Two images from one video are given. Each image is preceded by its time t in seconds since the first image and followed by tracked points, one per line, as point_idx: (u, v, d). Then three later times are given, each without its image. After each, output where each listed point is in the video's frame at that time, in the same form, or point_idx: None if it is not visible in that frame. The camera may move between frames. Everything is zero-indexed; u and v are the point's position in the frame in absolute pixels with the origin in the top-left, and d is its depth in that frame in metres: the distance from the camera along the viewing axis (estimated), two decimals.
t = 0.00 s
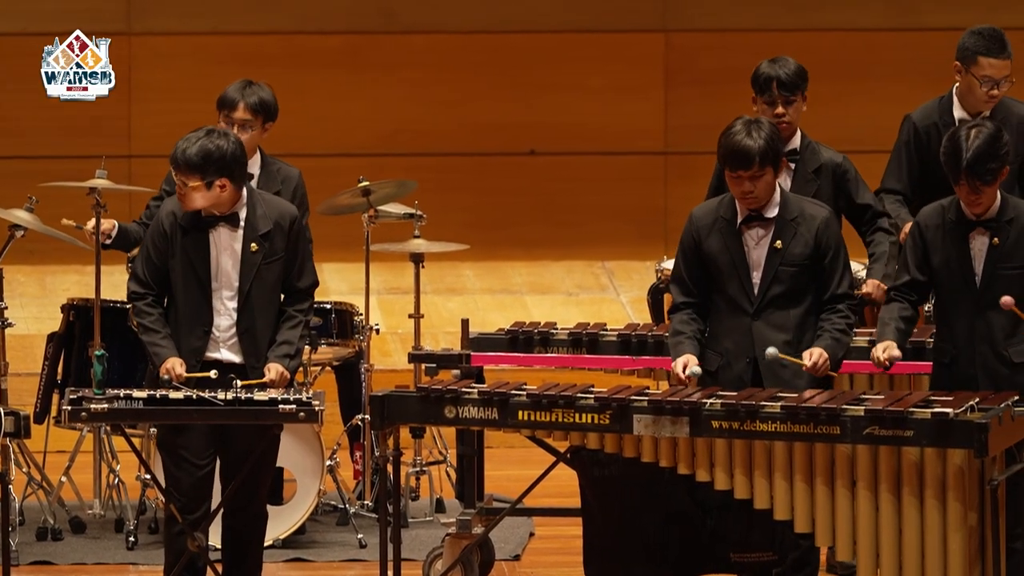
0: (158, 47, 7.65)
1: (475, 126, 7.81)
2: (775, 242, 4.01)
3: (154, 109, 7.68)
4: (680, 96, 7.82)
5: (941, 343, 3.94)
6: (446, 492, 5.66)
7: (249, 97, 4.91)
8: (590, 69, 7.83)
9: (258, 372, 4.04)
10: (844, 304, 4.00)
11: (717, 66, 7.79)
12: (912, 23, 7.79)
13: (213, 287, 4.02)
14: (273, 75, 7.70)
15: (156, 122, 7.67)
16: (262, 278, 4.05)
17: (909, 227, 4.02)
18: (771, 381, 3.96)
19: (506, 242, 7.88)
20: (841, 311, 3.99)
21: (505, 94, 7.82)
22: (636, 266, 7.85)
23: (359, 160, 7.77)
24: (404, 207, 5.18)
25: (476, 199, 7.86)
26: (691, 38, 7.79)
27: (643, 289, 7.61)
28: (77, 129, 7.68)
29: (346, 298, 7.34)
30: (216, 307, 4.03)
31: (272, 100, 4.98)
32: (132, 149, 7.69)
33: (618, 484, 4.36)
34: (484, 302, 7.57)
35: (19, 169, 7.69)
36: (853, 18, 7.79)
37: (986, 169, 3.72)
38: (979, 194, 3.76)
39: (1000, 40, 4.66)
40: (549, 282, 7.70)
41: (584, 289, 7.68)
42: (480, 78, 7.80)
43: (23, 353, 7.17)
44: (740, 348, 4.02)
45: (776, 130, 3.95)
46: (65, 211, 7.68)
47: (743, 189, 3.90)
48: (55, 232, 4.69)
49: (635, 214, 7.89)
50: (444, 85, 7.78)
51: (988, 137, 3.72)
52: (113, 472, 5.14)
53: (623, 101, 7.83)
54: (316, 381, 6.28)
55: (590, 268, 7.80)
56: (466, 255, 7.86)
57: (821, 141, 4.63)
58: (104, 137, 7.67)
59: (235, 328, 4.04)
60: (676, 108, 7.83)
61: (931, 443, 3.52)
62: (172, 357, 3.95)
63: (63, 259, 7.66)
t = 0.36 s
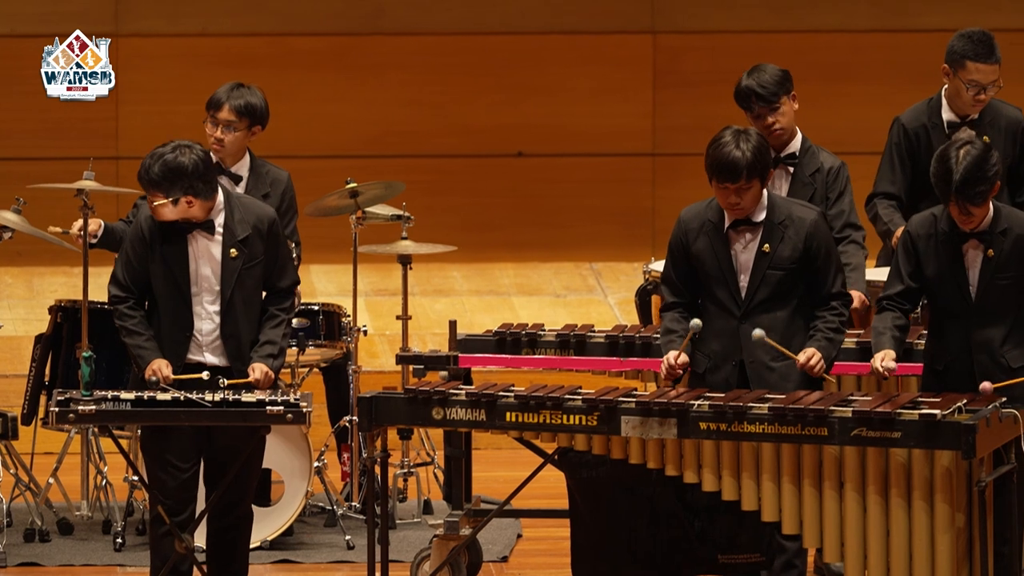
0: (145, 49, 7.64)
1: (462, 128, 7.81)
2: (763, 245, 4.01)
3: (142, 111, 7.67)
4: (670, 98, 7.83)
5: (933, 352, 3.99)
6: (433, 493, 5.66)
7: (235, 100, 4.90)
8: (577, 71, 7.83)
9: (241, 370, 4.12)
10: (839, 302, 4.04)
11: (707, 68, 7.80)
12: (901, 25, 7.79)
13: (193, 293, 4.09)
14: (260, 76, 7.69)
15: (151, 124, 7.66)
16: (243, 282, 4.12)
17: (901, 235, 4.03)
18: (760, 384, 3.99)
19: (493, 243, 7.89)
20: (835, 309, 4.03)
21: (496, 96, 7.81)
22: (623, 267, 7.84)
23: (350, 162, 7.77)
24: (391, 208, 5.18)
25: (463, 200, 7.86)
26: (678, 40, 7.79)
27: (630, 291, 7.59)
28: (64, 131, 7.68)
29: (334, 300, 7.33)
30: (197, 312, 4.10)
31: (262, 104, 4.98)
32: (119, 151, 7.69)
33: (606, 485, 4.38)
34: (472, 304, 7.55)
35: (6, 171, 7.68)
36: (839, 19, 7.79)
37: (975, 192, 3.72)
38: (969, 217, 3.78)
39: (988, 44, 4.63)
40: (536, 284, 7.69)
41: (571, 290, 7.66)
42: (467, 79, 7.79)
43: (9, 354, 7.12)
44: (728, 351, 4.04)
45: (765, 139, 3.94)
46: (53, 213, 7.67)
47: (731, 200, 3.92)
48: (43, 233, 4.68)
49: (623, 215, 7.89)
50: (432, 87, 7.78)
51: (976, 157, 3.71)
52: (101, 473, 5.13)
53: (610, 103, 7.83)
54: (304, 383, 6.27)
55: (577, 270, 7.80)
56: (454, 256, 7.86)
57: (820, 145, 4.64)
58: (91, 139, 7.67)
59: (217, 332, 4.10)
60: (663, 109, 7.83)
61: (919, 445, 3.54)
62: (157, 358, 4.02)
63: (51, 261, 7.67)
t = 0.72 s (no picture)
0: (132, 51, 7.63)
1: (449, 130, 7.81)
2: (752, 254, 4.04)
3: (128, 113, 7.68)
4: (659, 100, 7.83)
5: (924, 358, 3.98)
6: (419, 494, 5.65)
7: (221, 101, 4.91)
8: (564, 73, 7.82)
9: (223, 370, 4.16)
10: (827, 311, 4.06)
11: (696, 70, 7.81)
12: (890, 27, 7.78)
13: (175, 295, 4.13)
14: (246, 78, 7.68)
15: (144, 125, 7.67)
16: (225, 284, 4.16)
17: (889, 244, 3.99)
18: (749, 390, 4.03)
19: (480, 245, 7.89)
20: (822, 318, 4.05)
21: (484, 98, 7.80)
22: (609, 269, 7.84)
23: (338, 164, 7.76)
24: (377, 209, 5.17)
25: (450, 201, 7.86)
26: (664, 41, 7.78)
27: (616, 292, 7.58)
28: (51, 133, 7.69)
29: (319, 301, 7.32)
30: (178, 313, 4.13)
31: (249, 106, 5.00)
32: (106, 153, 7.70)
33: (592, 486, 4.38)
34: (458, 306, 7.55)
35: None
36: (826, 21, 7.79)
37: (961, 207, 3.71)
38: (956, 230, 3.76)
39: (967, 44, 4.67)
40: (522, 286, 7.69)
41: (557, 292, 7.66)
42: (454, 81, 7.78)
43: None
44: (717, 357, 4.08)
45: (752, 152, 3.95)
46: (40, 215, 7.68)
47: (721, 217, 3.93)
48: (30, 235, 4.69)
49: (610, 217, 7.88)
50: (419, 89, 7.77)
51: (963, 171, 3.71)
52: (86, 475, 5.14)
53: (596, 104, 7.82)
54: (290, 385, 6.27)
55: (563, 271, 7.79)
56: (440, 258, 7.85)
57: (813, 148, 4.64)
58: (78, 141, 7.68)
59: (197, 337, 4.15)
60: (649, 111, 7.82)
61: (905, 446, 3.61)
62: (139, 359, 4.07)
63: (38, 262, 7.68)
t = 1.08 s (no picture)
0: (116, 52, 7.62)
1: (434, 132, 7.79)
2: (738, 268, 4.04)
3: (113, 115, 7.68)
4: (645, 102, 7.82)
5: (908, 357, 3.98)
6: (404, 496, 5.65)
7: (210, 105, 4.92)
8: (549, 75, 7.82)
9: (211, 373, 4.30)
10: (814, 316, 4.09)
11: (682, 72, 7.79)
12: (876, 28, 7.75)
13: (165, 295, 4.28)
14: (231, 80, 7.67)
15: (142, 127, 7.65)
16: (216, 286, 4.31)
17: (873, 241, 3.99)
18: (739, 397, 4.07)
19: (465, 246, 7.88)
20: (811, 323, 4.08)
21: (469, 100, 7.79)
22: (594, 271, 7.82)
23: (325, 166, 7.77)
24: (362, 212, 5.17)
25: (435, 204, 7.84)
26: (649, 43, 7.77)
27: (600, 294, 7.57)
28: (36, 135, 7.68)
29: (304, 304, 7.30)
30: (169, 313, 4.28)
31: (235, 108, 5.00)
32: (90, 155, 7.69)
33: (576, 489, 4.37)
34: (442, 308, 7.54)
35: None
36: (811, 23, 7.76)
37: (944, 215, 3.71)
38: (938, 236, 3.77)
39: (938, 32, 4.75)
40: (507, 288, 7.68)
41: (542, 294, 7.65)
42: (439, 83, 7.77)
43: None
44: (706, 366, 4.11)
45: (733, 178, 3.94)
46: (25, 217, 7.68)
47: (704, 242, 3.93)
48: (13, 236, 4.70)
49: (595, 219, 7.87)
50: (403, 92, 7.76)
51: (945, 179, 3.71)
52: (71, 477, 5.15)
53: (582, 106, 7.81)
54: (275, 387, 6.27)
55: (548, 273, 7.79)
56: (424, 260, 7.84)
57: (791, 150, 4.64)
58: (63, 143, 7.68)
59: (187, 337, 4.30)
60: (634, 113, 7.82)
61: (890, 448, 3.65)
62: (126, 359, 4.20)
63: (23, 264, 7.68)
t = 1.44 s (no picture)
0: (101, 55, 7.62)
1: (418, 133, 7.77)
2: (721, 266, 4.03)
3: (98, 118, 7.68)
4: (629, 104, 7.80)
5: (892, 362, 3.99)
6: (389, 498, 5.66)
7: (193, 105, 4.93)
8: (534, 77, 7.81)
9: (200, 374, 4.34)
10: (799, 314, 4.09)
11: (667, 75, 7.77)
12: (861, 31, 7.74)
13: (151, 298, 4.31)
14: (215, 82, 7.68)
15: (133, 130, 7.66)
16: (204, 286, 4.35)
17: (856, 243, 4.01)
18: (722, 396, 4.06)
19: (449, 249, 7.86)
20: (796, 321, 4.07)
21: (452, 103, 7.77)
22: (578, 274, 7.82)
23: (310, 169, 7.77)
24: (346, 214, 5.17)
25: (418, 206, 7.83)
26: (633, 46, 7.76)
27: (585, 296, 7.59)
28: (20, 138, 7.68)
29: (289, 306, 7.32)
30: (157, 316, 4.32)
31: (217, 109, 5.00)
32: (75, 157, 7.69)
33: (560, 492, 4.38)
34: (426, 310, 7.57)
35: None
36: (795, 25, 7.76)
37: (926, 220, 3.71)
38: (919, 242, 3.77)
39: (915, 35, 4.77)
40: (491, 290, 7.69)
41: (526, 297, 7.69)
42: (422, 86, 7.76)
43: None
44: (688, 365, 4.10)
45: (716, 171, 3.94)
46: (10, 220, 7.68)
47: (688, 235, 3.93)
48: None
49: (579, 222, 7.86)
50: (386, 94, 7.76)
51: (927, 185, 3.71)
52: (55, 480, 5.16)
53: (566, 109, 7.81)
54: (259, 389, 6.27)
55: (533, 276, 7.79)
56: (409, 262, 7.84)
57: (762, 151, 4.67)
58: (47, 146, 7.67)
59: (174, 339, 4.32)
60: (618, 116, 7.80)
61: (874, 450, 3.67)
62: (114, 364, 4.22)
63: (9, 267, 7.68)
